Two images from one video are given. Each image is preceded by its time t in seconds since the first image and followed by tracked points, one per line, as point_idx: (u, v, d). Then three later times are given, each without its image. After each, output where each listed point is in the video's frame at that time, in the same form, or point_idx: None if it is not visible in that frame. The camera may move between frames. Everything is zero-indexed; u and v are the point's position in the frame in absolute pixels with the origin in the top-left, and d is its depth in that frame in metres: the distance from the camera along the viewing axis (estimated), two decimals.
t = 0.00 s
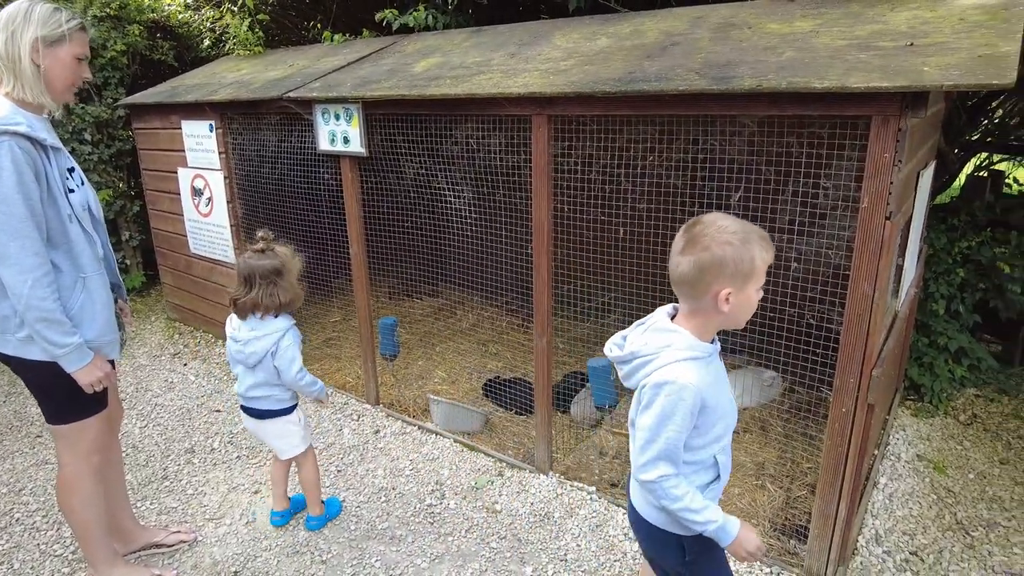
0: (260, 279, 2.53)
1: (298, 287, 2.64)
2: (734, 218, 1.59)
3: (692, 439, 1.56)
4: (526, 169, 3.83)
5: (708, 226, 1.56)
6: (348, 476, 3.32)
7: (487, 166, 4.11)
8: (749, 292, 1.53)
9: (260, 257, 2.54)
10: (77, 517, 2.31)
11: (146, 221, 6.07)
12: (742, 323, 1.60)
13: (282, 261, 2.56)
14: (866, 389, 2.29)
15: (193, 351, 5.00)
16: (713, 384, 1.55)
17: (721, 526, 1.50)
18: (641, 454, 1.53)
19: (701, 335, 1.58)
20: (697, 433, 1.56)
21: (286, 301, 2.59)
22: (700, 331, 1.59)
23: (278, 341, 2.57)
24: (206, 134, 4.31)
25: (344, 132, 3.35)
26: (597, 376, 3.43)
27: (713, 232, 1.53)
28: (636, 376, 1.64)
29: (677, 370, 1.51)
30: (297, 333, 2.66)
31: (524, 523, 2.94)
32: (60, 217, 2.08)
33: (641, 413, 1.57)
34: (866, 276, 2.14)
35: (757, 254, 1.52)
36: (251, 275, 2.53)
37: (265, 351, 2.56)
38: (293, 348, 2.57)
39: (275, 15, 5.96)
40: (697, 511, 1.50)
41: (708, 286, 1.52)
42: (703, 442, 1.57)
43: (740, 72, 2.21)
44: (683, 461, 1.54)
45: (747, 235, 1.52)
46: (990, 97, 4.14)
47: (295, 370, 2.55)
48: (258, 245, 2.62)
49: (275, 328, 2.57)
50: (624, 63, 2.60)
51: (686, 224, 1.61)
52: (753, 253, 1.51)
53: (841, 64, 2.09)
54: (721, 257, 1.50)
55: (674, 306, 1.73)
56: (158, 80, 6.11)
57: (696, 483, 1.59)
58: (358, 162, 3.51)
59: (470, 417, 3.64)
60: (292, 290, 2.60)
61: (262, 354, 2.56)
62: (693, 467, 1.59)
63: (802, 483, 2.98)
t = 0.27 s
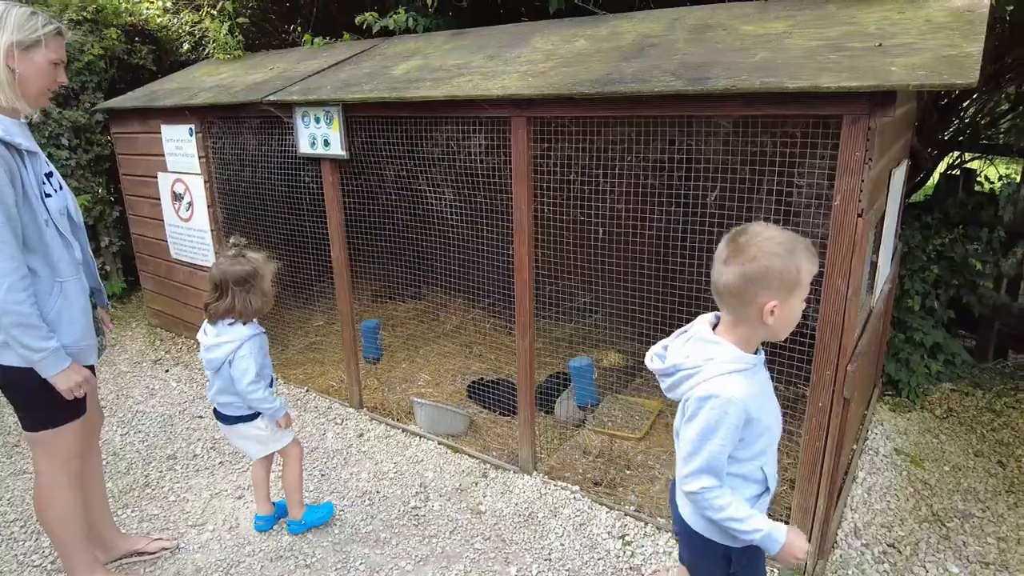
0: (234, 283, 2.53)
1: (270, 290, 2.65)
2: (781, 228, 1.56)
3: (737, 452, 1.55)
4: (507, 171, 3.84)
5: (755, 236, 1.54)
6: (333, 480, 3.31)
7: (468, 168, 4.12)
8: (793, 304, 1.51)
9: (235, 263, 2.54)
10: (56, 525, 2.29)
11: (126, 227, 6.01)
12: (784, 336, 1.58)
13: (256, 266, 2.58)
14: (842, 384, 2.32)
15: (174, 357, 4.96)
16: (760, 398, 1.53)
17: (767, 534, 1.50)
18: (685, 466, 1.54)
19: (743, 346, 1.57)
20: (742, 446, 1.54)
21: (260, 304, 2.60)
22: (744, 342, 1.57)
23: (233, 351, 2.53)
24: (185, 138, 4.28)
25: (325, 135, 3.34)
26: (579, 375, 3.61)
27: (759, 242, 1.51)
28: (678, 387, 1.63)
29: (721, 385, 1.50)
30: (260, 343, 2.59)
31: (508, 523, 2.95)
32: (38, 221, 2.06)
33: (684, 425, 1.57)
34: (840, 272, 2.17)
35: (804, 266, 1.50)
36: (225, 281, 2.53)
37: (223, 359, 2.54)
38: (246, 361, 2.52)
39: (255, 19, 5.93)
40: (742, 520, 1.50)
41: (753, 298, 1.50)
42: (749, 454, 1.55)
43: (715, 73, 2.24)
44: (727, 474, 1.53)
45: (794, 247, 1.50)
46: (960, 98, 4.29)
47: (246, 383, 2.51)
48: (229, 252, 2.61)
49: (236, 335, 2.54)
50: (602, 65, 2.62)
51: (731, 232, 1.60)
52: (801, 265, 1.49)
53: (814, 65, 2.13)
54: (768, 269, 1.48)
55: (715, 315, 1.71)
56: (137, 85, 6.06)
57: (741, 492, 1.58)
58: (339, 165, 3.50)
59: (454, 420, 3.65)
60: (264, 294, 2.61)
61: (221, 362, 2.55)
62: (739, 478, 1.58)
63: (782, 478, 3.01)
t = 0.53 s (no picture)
0: (189, 299, 2.48)
1: (229, 307, 2.57)
2: (867, 247, 1.48)
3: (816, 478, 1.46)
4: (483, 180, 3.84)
5: (846, 257, 1.44)
6: (310, 495, 3.26)
7: (444, 178, 4.11)
8: (883, 330, 1.43)
9: (191, 278, 2.49)
10: (21, 547, 2.23)
11: (96, 239, 5.89)
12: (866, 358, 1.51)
13: (213, 282, 2.51)
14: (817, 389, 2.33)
15: (147, 372, 4.86)
16: (841, 422, 1.45)
17: (855, 563, 1.41)
18: (763, 496, 1.44)
19: (826, 370, 1.48)
20: (824, 471, 1.45)
21: (214, 322, 2.52)
22: (826, 365, 1.48)
23: (196, 364, 2.49)
24: (156, 149, 4.21)
25: (299, 145, 3.31)
26: (558, 384, 3.63)
27: (853, 265, 1.42)
28: (751, 409, 1.54)
29: (802, 408, 1.42)
30: (224, 356, 2.55)
31: (488, 534, 2.93)
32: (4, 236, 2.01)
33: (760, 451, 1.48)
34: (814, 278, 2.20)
35: (897, 289, 1.42)
36: (181, 296, 2.48)
37: (186, 372, 2.51)
38: (207, 375, 2.48)
39: (227, 29, 5.87)
40: (828, 550, 1.40)
41: (848, 325, 1.41)
42: (829, 481, 1.46)
43: (688, 83, 2.27)
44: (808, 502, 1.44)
45: (886, 269, 1.42)
46: (925, 105, 4.47)
47: (206, 399, 2.47)
48: (189, 266, 2.57)
49: (197, 349, 2.50)
50: (576, 75, 2.64)
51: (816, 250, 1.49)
52: (895, 288, 1.40)
53: (783, 75, 2.17)
54: (865, 293, 1.38)
55: (789, 335, 1.61)
56: (106, 95, 5.95)
57: (822, 520, 1.48)
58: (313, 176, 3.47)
59: (432, 431, 3.62)
60: (220, 312, 2.52)
61: (186, 375, 2.52)
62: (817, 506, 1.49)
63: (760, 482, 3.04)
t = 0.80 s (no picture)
0: (144, 313, 2.38)
1: (189, 321, 2.47)
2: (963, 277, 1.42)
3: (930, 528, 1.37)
4: (450, 187, 3.80)
5: (950, 292, 1.38)
6: (273, 510, 3.17)
7: (410, 185, 4.06)
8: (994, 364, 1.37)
9: (148, 290, 2.39)
10: None
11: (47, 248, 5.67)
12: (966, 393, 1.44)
13: (170, 295, 2.40)
14: (784, 395, 2.35)
15: (101, 385, 4.67)
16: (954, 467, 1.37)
17: None
18: (873, 552, 1.36)
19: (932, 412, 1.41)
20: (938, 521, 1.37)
21: (169, 337, 2.42)
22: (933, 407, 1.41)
23: (161, 373, 2.40)
24: (111, 154, 4.07)
25: (260, 151, 3.23)
26: (528, 393, 3.59)
27: (961, 299, 1.36)
28: (848, 456, 1.48)
29: (911, 454, 1.34)
30: (189, 365, 2.47)
31: (457, 546, 2.88)
32: None
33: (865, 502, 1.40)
34: (779, 285, 2.21)
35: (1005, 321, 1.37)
36: (136, 308, 2.39)
37: (148, 383, 2.40)
38: (175, 384, 2.39)
39: (186, 32, 5.73)
40: None
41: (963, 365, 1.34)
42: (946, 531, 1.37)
43: (654, 91, 2.28)
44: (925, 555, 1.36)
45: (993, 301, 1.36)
46: (880, 116, 4.59)
47: (176, 408, 2.37)
48: (149, 274, 2.46)
49: (158, 358, 2.40)
50: (543, 83, 2.63)
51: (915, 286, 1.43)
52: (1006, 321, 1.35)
53: (748, 84, 2.19)
54: (981, 329, 1.32)
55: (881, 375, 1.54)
56: (58, 98, 5.75)
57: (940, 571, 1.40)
58: (275, 183, 3.39)
59: (400, 441, 3.56)
60: (176, 327, 2.42)
61: (147, 387, 2.41)
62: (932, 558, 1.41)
63: (728, 488, 3.06)
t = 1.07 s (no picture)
0: (117, 321, 2.34)
1: (165, 330, 2.41)
2: None
3: None
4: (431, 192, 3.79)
5: None
6: (252, 520, 3.11)
7: (391, 190, 4.04)
8: None
9: (123, 297, 2.34)
10: None
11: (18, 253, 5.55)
12: None
13: (145, 304, 2.35)
14: (764, 400, 2.36)
15: (73, 393, 4.57)
16: None
17: None
18: None
19: None
20: None
21: (142, 347, 2.37)
22: None
23: (140, 382, 2.35)
24: (85, 158, 3.99)
25: (239, 156, 3.19)
26: (510, 399, 3.57)
27: None
28: (942, 475, 1.36)
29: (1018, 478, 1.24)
30: (166, 372, 2.43)
31: (439, 554, 2.86)
32: None
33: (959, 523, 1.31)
34: (760, 291, 2.23)
35: None
36: (111, 316, 2.35)
37: (126, 395, 2.35)
38: (155, 393, 2.34)
39: (163, 35, 5.65)
40: None
41: None
42: None
43: (635, 98, 2.29)
44: None
45: None
46: (856, 124, 4.66)
47: (158, 416, 2.33)
48: (127, 281, 2.41)
49: (134, 368, 2.36)
50: (525, 89, 2.63)
51: None
52: None
53: (728, 91, 2.21)
54: None
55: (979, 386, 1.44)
56: (30, 101, 5.63)
57: None
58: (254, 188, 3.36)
59: (381, 449, 3.53)
60: (150, 337, 2.37)
61: (125, 399, 2.36)
62: None
63: (709, 492, 3.07)
